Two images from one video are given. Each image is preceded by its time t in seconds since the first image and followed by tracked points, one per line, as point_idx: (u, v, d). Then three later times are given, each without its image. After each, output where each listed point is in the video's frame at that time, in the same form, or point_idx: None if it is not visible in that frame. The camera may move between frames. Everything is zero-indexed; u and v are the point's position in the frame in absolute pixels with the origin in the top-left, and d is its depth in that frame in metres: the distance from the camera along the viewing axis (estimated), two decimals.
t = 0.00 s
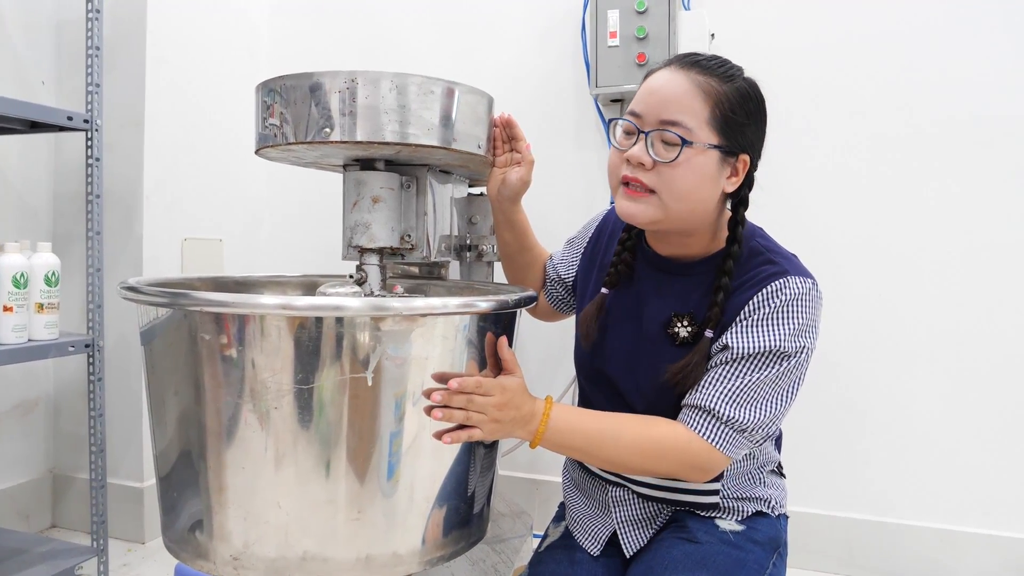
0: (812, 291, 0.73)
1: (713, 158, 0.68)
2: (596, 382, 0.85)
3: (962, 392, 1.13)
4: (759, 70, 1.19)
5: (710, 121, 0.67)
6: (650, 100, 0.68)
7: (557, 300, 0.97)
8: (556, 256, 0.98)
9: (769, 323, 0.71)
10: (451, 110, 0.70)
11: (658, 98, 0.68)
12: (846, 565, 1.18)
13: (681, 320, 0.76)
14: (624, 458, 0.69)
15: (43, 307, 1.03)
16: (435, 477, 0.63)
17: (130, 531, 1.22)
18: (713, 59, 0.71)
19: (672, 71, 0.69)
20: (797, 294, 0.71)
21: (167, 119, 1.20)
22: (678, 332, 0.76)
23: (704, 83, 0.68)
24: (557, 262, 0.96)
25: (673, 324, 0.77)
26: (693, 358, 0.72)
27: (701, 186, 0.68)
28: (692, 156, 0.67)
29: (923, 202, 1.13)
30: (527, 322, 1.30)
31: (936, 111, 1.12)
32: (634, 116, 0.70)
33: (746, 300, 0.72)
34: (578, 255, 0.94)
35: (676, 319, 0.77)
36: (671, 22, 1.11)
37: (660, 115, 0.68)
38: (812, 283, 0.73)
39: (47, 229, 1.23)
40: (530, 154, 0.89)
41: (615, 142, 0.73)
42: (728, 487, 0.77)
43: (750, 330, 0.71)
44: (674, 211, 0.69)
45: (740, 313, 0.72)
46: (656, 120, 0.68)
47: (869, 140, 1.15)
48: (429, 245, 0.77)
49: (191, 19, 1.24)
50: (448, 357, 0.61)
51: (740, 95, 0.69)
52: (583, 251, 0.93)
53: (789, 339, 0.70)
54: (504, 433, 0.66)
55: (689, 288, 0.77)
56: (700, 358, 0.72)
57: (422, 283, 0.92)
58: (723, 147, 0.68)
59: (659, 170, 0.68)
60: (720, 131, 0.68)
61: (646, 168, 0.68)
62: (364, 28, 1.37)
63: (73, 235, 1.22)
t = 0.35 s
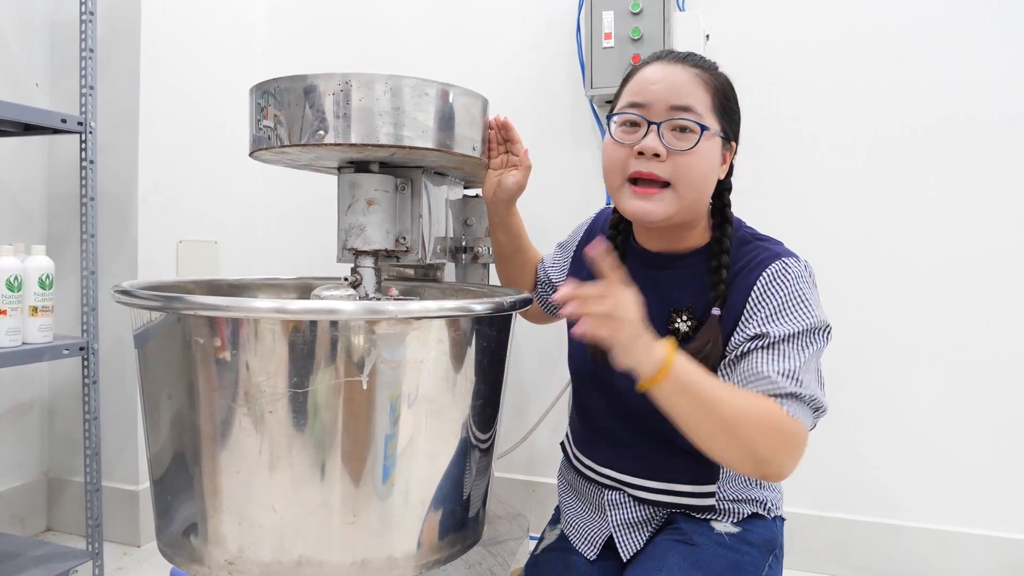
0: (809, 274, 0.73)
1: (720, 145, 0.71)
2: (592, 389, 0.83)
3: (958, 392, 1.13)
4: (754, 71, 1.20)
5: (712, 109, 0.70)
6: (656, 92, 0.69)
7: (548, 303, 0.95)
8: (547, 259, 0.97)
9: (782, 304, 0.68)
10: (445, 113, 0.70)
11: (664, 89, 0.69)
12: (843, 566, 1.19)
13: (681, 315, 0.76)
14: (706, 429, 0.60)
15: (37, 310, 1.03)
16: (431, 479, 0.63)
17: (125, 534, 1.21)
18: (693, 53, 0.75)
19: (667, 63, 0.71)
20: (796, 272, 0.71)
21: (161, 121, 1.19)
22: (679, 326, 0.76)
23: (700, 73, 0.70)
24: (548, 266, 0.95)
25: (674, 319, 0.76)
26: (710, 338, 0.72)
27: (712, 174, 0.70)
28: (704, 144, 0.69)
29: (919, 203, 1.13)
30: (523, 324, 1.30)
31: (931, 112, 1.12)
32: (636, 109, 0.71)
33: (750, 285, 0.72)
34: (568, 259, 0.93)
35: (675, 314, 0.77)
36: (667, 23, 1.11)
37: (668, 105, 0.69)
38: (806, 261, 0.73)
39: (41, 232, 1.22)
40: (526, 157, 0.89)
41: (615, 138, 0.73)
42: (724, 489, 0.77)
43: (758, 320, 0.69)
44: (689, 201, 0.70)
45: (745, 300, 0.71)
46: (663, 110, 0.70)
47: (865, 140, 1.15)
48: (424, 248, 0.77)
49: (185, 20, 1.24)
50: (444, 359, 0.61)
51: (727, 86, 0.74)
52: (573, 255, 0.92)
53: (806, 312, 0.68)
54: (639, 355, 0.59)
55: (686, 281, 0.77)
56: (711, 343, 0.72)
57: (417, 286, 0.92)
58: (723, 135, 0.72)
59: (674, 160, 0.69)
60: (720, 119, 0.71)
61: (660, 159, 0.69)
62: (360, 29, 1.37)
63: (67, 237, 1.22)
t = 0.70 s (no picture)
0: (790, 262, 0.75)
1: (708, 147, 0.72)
2: (583, 399, 0.82)
3: (958, 392, 1.13)
4: (752, 72, 1.20)
5: (698, 112, 0.71)
6: (642, 96, 0.70)
7: (540, 306, 0.94)
8: (539, 259, 0.95)
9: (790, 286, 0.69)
10: (443, 114, 0.69)
11: (652, 93, 0.70)
12: (843, 566, 1.19)
13: (667, 316, 0.76)
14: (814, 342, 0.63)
15: (36, 313, 1.03)
16: (430, 482, 0.63)
17: (124, 537, 1.21)
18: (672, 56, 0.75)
19: (651, 67, 0.72)
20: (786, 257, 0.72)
21: (159, 123, 1.19)
22: (666, 328, 0.76)
23: (684, 77, 0.71)
24: (538, 268, 0.93)
25: (661, 321, 0.76)
26: (697, 341, 0.72)
27: (700, 175, 0.71)
28: (693, 147, 0.70)
29: (918, 202, 1.13)
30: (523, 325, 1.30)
31: (930, 111, 1.12)
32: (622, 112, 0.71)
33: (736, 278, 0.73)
34: (554, 262, 0.92)
35: (662, 316, 0.77)
36: (666, 24, 1.11)
37: (655, 109, 0.70)
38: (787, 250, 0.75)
39: (40, 234, 1.22)
40: (524, 158, 0.89)
41: (600, 142, 0.72)
42: (719, 486, 0.76)
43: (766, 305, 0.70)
44: (680, 203, 0.71)
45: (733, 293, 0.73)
46: (652, 114, 0.70)
47: (864, 140, 1.15)
48: (424, 249, 0.77)
49: (183, 22, 1.23)
50: (443, 361, 0.61)
51: (709, 88, 0.75)
52: (559, 257, 0.91)
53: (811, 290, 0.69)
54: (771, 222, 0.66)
55: (673, 281, 0.77)
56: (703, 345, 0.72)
57: (416, 287, 0.92)
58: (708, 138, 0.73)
59: (664, 164, 0.69)
60: (705, 122, 0.73)
61: (651, 163, 0.69)
62: (359, 30, 1.37)
63: (66, 239, 1.22)
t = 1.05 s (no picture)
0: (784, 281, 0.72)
1: (702, 157, 0.72)
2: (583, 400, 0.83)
3: (960, 393, 1.13)
4: (754, 73, 1.19)
5: (693, 122, 0.71)
6: (638, 109, 0.69)
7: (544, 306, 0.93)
8: (540, 257, 0.95)
9: (757, 320, 0.68)
10: (445, 115, 0.69)
11: (647, 106, 0.69)
12: (845, 568, 1.18)
13: (652, 326, 0.76)
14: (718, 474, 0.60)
15: (38, 314, 1.03)
16: (433, 482, 0.63)
17: (126, 538, 1.21)
18: (664, 59, 0.74)
19: (646, 77, 0.71)
20: (768, 281, 0.70)
21: (160, 123, 1.19)
22: (650, 338, 0.76)
23: (679, 86, 0.71)
24: (538, 266, 0.93)
25: (646, 331, 0.76)
26: (682, 350, 0.72)
27: (696, 185, 0.71)
28: (689, 159, 0.70)
29: (920, 203, 1.13)
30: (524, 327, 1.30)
31: (932, 113, 1.12)
32: (617, 126, 0.70)
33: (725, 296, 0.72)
34: (553, 260, 0.91)
35: (647, 325, 0.77)
36: (668, 25, 1.11)
37: (651, 122, 0.69)
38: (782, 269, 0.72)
39: (42, 235, 1.22)
40: (525, 160, 0.89)
41: (596, 156, 0.72)
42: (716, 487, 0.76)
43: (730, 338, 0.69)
44: (677, 215, 0.71)
45: (720, 311, 0.72)
46: (648, 127, 0.69)
47: (866, 141, 1.15)
48: (426, 250, 0.77)
49: (184, 23, 1.24)
50: (445, 362, 0.61)
51: (703, 94, 0.74)
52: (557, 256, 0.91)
53: (783, 327, 0.67)
54: (612, 422, 0.55)
55: (661, 290, 0.77)
56: (689, 353, 0.72)
57: (418, 288, 0.92)
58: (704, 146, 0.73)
59: (661, 178, 0.69)
60: (701, 130, 0.72)
61: (648, 178, 0.69)
62: (360, 32, 1.37)
63: (67, 240, 1.22)
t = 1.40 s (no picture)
0: (789, 293, 0.72)
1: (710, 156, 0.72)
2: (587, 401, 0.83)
3: (962, 394, 1.13)
4: (756, 73, 1.19)
5: (701, 121, 0.71)
6: (646, 104, 0.69)
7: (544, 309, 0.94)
8: (540, 262, 0.95)
9: (755, 339, 0.70)
10: (447, 117, 0.69)
11: (655, 102, 0.69)
12: (848, 570, 1.18)
13: (659, 331, 0.76)
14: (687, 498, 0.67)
15: (39, 315, 1.03)
16: (435, 485, 0.62)
17: (127, 539, 1.21)
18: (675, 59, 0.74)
19: (655, 74, 0.71)
20: (770, 295, 0.71)
21: (161, 124, 1.19)
22: (656, 342, 0.76)
23: (689, 84, 0.71)
24: (540, 270, 0.93)
25: (652, 335, 0.76)
26: (696, 355, 0.71)
27: (702, 184, 0.71)
28: (696, 157, 0.69)
29: (922, 204, 1.13)
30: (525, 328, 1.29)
31: (934, 113, 1.12)
32: (625, 120, 0.70)
33: (731, 307, 0.72)
34: (556, 264, 0.92)
35: (654, 330, 0.76)
36: (670, 26, 1.11)
37: (659, 117, 0.69)
38: (789, 283, 0.72)
39: (43, 236, 1.22)
40: (527, 161, 0.89)
41: (602, 150, 0.72)
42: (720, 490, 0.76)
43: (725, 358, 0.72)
44: (682, 212, 0.71)
45: (727, 320, 0.72)
46: (655, 123, 0.69)
47: (867, 142, 1.15)
48: (427, 252, 0.76)
49: (185, 24, 1.23)
50: (447, 365, 0.61)
51: (713, 94, 0.74)
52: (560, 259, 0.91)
53: (780, 351, 0.69)
54: (573, 490, 0.63)
55: (667, 294, 0.77)
56: (701, 360, 0.71)
57: (419, 290, 0.91)
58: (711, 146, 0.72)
59: (667, 174, 0.69)
60: (708, 130, 0.72)
61: (653, 173, 0.69)
62: (361, 32, 1.37)
63: (69, 242, 1.22)
